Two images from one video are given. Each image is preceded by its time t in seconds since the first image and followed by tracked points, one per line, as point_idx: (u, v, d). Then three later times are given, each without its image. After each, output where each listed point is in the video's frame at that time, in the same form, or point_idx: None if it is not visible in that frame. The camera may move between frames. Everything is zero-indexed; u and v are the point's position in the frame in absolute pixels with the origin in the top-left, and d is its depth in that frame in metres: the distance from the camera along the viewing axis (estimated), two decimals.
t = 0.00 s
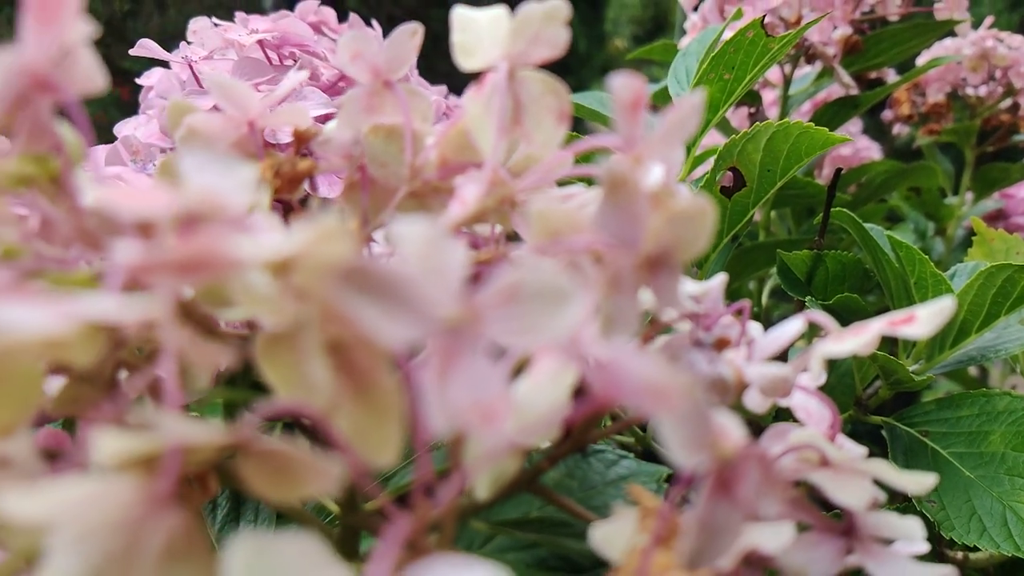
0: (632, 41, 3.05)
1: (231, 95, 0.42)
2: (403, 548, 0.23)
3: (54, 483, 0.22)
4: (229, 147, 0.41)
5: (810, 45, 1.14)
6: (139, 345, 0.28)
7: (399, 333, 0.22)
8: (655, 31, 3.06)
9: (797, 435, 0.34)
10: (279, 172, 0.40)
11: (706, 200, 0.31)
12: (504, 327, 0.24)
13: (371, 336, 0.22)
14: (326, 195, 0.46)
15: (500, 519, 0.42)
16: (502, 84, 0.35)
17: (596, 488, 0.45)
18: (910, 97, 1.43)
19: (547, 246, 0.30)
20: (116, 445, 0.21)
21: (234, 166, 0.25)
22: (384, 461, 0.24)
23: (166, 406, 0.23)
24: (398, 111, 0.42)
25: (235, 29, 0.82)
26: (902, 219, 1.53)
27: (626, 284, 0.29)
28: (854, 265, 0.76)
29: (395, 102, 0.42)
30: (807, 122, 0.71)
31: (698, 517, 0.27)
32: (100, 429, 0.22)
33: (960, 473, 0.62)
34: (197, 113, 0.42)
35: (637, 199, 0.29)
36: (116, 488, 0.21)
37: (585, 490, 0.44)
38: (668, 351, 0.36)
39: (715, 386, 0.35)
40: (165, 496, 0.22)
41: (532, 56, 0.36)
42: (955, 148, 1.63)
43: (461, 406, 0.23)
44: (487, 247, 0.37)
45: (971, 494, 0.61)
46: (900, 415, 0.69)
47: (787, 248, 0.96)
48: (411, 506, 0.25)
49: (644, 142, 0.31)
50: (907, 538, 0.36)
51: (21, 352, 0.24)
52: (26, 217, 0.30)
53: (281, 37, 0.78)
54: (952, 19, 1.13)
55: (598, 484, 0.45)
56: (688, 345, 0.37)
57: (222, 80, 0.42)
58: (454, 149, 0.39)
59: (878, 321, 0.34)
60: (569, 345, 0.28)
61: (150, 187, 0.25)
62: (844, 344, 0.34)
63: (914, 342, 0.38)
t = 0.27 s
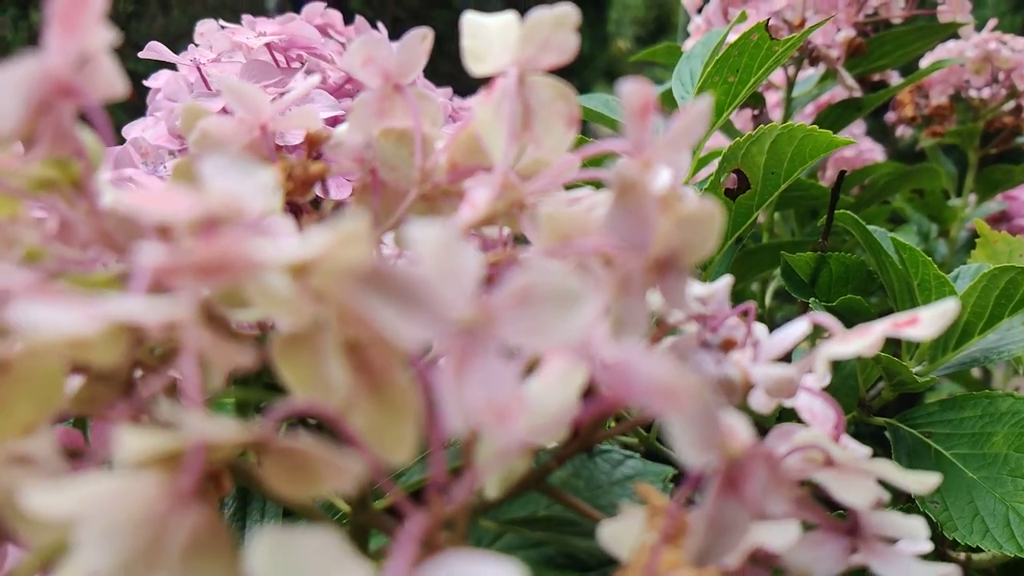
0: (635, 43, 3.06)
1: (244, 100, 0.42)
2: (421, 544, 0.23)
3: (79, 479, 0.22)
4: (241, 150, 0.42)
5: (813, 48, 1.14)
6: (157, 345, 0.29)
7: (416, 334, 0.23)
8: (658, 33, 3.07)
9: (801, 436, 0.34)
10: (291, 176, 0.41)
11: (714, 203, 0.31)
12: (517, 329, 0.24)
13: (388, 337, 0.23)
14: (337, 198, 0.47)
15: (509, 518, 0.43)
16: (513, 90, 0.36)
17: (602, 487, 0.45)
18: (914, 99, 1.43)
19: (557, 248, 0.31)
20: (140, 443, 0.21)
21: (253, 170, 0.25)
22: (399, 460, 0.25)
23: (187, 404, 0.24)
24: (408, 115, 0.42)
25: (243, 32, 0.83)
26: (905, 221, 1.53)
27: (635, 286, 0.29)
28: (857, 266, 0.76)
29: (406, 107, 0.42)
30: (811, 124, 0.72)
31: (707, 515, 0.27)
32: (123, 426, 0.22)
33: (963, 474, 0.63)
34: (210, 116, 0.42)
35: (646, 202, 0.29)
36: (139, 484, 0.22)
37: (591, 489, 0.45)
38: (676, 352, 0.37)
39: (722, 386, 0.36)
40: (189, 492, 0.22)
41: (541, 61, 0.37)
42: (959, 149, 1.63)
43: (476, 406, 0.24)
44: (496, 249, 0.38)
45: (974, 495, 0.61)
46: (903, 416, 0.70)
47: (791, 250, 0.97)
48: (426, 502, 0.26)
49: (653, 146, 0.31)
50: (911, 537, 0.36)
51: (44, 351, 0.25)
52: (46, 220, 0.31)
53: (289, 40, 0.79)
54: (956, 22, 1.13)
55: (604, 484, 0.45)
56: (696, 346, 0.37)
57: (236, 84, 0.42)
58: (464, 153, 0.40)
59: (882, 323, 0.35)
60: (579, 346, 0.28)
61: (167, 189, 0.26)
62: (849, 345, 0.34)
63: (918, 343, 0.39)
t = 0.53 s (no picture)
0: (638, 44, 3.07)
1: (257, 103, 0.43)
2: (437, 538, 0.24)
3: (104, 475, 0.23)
4: (253, 153, 0.43)
5: (817, 51, 1.15)
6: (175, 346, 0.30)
7: (434, 335, 0.23)
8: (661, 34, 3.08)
9: (808, 436, 0.35)
10: (303, 179, 0.41)
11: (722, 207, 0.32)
12: (531, 330, 0.25)
13: (406, 338, 0.24)
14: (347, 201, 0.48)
15: (517, 517, 0.43)
16: (523, 94, 0.36)
17: (608, 487, 0.46)
18: (917, 101, 1.43)
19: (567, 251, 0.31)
20: (162, 440, 0.22)
21: (273, 174, 0.26)
22: (415, 458, 0.26)
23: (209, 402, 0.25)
24: (418, 119, 0.43)
25: (250, 35, 0.83)
26: (907, 223, 1.54)
27: (645, 289, 0.30)
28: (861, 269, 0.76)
29: (416, 111, 0.43)
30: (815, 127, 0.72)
31: (715, 514, 0.28)
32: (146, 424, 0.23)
33: (966, 475, 0.63)
34: (223, 120, 0.43)
35: (656, 206, 0.29)
36: (164, 480, 0.22)
37: (598, 489, 0.45)
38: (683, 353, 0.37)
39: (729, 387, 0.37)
40: (213, 489, 0.23)
41: (551, 67, 0.38)
42: (962, 151, 1.64)
43: (492, 406, 0.24)
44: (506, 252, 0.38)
45: (977, 496, 0.62)
46: (906, 418, 0.70)
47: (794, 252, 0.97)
48: (442, 499, 0.26)
49: (662, 151, 0.31)
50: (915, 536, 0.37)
51: (68, 351, 0.25)
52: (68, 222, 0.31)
53: (296, 43, 0.80)
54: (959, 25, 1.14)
55: (610, 484, 0.46)
56: (703, 347, 0.38)
57: (249, 88, 0.43)
58: (474, 157, 0.40)
59: (887, 325, 0.35)
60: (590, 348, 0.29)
61: (189, 191, 0.26)
62: (853, 347, 0.35)
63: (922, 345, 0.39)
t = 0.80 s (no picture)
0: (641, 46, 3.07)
1: (270, 108, 0.44)
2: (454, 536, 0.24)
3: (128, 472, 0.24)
4: (265, 156, 0.43)
5: (821, 54, 1.16)
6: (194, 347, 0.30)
7: (450, 337, 0.24)
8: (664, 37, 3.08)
9: (812, 437, 0.35)
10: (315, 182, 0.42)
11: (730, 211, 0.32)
12: (545, 332, 0.26)
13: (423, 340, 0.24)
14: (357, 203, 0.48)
15: (525, 516, 0.44)
16: (533, 100, 0.37)
17: (615, 488, 0.47)
18: (920, 105, 1.44)
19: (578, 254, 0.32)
20: (184, 439, 0.23)
21: (292, 179, 0.26)
22: (430, 458, 0.26)
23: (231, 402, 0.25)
24: (428, 124, 0.43)
25: (258, 38, 0.84)
26: (910, 226, 1.54)
27: (654, 293, 0.31)
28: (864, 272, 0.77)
29: (426, 115, 0.43)
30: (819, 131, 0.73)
31: (724, 513, 0.29)
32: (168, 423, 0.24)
33: (968, 477, 0.64)
34: (236, 124, 0.44)
35: (665, 211, 0.30)
36: (188, 478, 0.23)
37: (605, 490, 0.46)
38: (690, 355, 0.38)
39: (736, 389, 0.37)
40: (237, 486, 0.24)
41: (561, 73, 0.38)
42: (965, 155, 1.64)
43: (507, 407, 0.25)
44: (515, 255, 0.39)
45: (979, 499, 0.62)
46: (909, 420, 0.71)
47: (797, 254, 0.98)
48: (456, 498, 0.27)
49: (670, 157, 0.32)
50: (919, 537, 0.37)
51: (91, 351, 0.26)
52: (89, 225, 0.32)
53: (303, 46, 0.80)
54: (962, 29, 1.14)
55: (617, 484, 0.46)
56: (709, 350, 0.38)
57: (262, 93, 0.43)
58: (484, 161, 0.41)
59: (891, 329, 0.36)
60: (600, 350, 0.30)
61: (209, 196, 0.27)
62: (858, 350, 0.35)
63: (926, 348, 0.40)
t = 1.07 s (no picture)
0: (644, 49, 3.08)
1: (283, 113, 0.44)
2: (471, 534, 0.25)
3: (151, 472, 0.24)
4: (278, 161, 0.44)
5: (823, 58, 1.16)
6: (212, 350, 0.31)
7: (466, 339, 0.25)
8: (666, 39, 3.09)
9: (817, 439, 0.36)
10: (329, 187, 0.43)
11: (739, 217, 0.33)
12: (559, 334, 0.26)
13: (440, 342, 0.25)
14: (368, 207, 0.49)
15: (533, 517, 0.44)
16: (544, 107, 0.38)
17: (621, 489, 0.47)
18: (923, 108, 1.44)
19: (589, 259, 0.32)
20: (208, 439, 0.23)
21: (311, 185, 0.27)
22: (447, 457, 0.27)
23: (254, 406, 0.26)
24: (439, 129, 0.44)
25: (266, 42, 0.84)
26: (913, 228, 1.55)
27: (664, 297, 0.31)
28: (867, 275, 0.77)
29: (436, 121, 0.44)
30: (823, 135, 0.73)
31: (733, 512, 0.29)
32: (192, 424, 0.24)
33: (971, 480, 0.64)
34: (249, 130, 0.44)
35: (674, 217, 0.31)
36: (212, 477, 0.23)
37: (611, 491, 0.47)
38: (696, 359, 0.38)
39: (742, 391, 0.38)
40: (259, 486, 0.24)
41: (571, 79, 0.39)
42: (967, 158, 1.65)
43: (524, 409, 0.25)
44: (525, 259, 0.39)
45: (982, 501, 0.63)
46: (912, 422, 0.71)
47: (800, 257, 0.99)
48: (472, 498, 0.27)
49: (679, 165, 0.33)
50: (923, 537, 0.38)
51: (113, 354, 0.27)
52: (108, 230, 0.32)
53: (311, 50, 0.80)
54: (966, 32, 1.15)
55: (623, 486, 0.47)
56: (716, 353, 0.39)
57: (275, 98, 0.44)
58: (494, 166, 0.42)
59: (895, 332, 0.36)
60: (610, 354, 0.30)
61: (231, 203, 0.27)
62: (862, 353, 0.36)
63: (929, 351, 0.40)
